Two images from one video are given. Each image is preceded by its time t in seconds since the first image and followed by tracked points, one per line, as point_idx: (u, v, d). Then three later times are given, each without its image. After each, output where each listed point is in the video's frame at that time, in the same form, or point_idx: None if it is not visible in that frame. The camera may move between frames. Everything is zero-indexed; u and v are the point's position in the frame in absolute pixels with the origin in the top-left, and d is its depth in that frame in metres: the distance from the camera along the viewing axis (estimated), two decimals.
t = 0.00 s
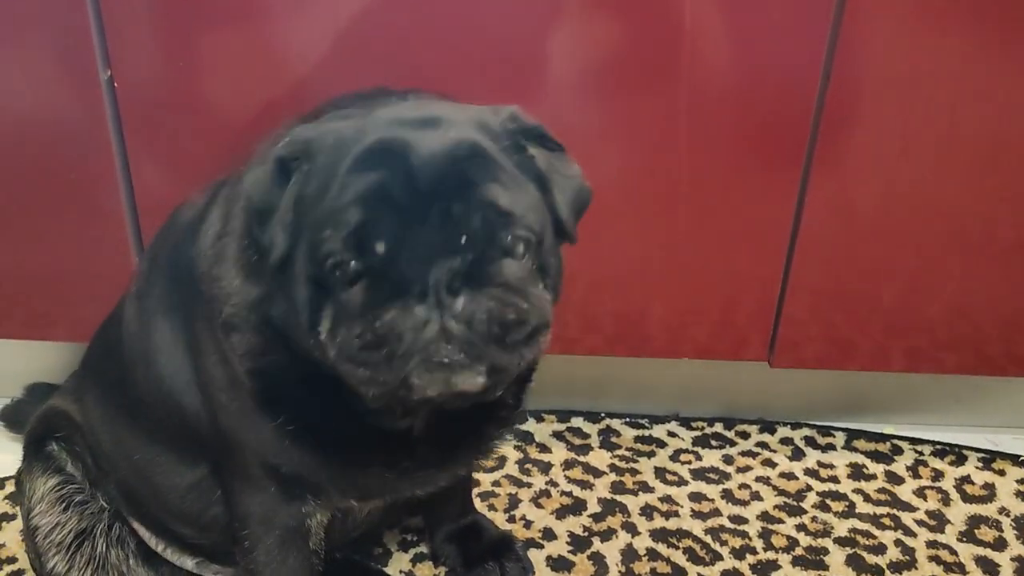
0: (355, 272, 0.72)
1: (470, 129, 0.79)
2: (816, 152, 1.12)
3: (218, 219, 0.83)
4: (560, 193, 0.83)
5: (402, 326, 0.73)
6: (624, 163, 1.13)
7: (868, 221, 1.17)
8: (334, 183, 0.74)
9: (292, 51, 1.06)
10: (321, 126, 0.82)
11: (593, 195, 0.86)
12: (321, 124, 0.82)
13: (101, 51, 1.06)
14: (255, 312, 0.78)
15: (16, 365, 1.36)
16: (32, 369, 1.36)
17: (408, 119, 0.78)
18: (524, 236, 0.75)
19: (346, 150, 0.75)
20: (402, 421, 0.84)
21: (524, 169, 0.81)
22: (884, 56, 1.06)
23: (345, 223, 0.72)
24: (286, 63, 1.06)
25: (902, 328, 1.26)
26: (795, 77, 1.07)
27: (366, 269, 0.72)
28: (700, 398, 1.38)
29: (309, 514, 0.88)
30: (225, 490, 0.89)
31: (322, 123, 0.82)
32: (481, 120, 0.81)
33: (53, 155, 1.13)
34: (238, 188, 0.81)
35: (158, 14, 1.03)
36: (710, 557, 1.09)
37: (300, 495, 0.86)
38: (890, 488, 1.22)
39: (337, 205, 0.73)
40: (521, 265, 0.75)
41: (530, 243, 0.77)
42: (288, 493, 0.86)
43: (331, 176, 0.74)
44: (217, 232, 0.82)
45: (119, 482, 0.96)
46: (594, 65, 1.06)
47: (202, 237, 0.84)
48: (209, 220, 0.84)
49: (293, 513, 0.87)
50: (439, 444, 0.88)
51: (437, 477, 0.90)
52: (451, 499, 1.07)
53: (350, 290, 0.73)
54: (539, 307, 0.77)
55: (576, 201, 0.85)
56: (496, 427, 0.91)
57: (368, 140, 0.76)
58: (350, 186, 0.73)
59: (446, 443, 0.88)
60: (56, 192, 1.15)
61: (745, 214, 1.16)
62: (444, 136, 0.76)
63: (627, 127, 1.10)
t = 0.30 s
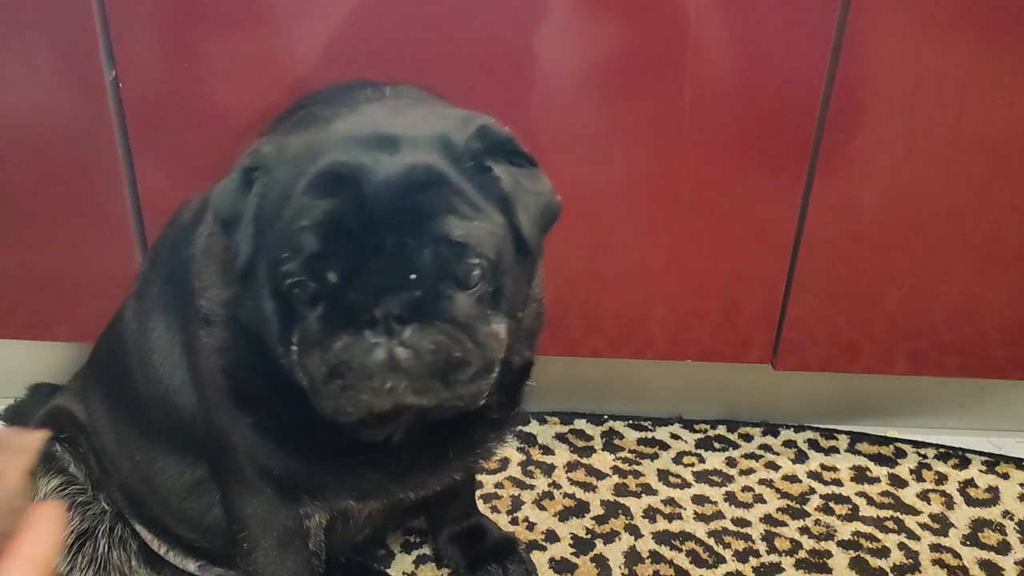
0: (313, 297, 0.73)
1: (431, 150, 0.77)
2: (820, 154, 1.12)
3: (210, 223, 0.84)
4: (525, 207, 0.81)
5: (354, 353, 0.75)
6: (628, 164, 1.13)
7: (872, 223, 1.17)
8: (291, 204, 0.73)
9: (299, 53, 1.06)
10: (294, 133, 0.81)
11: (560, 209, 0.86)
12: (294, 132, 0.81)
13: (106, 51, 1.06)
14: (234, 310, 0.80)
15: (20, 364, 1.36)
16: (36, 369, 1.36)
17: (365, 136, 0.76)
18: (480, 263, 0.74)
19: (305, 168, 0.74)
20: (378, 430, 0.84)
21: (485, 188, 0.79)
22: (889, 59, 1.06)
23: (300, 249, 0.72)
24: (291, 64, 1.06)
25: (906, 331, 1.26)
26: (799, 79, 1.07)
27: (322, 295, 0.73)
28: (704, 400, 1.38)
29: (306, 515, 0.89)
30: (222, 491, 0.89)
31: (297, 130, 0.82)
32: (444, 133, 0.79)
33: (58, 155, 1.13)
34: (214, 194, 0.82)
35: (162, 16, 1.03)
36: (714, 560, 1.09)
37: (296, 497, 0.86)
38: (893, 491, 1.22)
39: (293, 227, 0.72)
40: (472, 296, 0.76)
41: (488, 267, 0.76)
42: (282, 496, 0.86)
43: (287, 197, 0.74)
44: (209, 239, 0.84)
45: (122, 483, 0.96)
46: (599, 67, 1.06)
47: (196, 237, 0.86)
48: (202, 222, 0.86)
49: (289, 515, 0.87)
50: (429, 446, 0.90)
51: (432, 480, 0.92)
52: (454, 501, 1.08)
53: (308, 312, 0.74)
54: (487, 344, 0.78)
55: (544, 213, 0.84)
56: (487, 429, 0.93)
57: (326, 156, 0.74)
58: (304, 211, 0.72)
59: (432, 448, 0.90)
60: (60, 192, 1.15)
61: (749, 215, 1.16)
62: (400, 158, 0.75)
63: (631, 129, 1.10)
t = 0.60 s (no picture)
0: (258, 265, 0.74)
1: (394, 137, 0.77)
2: (825, 155, 1.11)
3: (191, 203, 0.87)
4: (494, 209, 0.79)
5: (294, 323, 0.75)
6: (633, 164, 1.13)
7: (878, 225, 1.16)
8: (249, 173, 0.75)
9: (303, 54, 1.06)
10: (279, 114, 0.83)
11: (535, 216, 0.83)
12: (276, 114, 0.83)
13: (111, 51, 1.06)
14: (207, 293, 0.81)
15: (23, 364, 1.36)
16: (39, 369, 1.36)
17: (333, 117, 0.77)
18: (427, 250, 0.74)
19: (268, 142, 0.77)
20: (336, 421, 0.84)
21: (449, 184, 0.78)
22: (895, 60, 1.05)
23: (250, 216, 0.74)
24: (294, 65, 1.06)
25: (910, 332, 1.25)
26: (803, 80, 1.07)
27: (265, 265, 0.74)
28: (707, 401, 1.37)
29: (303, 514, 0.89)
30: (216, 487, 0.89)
31: (280, 112, 0.84)
32: (416, 125, 0.79)
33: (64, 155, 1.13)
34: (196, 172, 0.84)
35: (167, 16, 1.03)
36: (717, 561, 1.09)
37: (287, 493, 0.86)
38: (897, 492, 1.22)
39: (247, 194, 0.74)
40: (418, 286, 0.74)
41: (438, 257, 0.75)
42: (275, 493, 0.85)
43: (248, 167, 0.76)
44: (190, 216, 0.86)
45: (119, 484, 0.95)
46: (605, 67, 1.06)
47: (183, 218, 0.89)
48: (188, 203, 0.88)
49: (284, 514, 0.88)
50: (412, 446, 0.92)
51: (419, 479, 0.95)
52: (455, 500, 1.07)
53: (252, 282, 0.75)
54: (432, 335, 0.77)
55: (517, 219, 0.81)
56: (477, 429, 0.96)
57: (289, 131, 0.76)
58: (261, 181, 0.74)
59: (417, 450, 0.92)
60: (65, 191, 1.15)
61: (755, 216, 1.16)
62: (358, 141, 0.75)
63: (636, 129, 1.10)
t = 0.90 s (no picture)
0: (213, 219, 0.82)
1: (331, 88, 0.83)
2: (829, 158, 1.11)
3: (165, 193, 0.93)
4: (440, 158, 0.86)
5: (246, 278, 0.78)
6: (636, 166, 1.12)
7: (881, 226, 1.16)
8: (200, 133, 0.83)
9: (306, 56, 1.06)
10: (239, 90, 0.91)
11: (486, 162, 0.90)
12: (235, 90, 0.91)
13: (112, 52, 1.06)
14: (181, 268, 0.88)
15: (25, 365, 1.36)
16: (41, 369, 1.37)
17: (276, 78, 0.86)
18: (368, 189, 0.81)
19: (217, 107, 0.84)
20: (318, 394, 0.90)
21: (392, 132, 0.84)
22: (899, 61, 1.05)
23: (200, 171, 0.81)
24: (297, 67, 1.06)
25: (913, 334, 1.25)
26: (807, 82, 1.06)
27: (217, 216, 0.82)
28: (709, 402, 1.37)
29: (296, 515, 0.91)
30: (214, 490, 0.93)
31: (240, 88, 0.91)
32: (358, 79, 0.86)
33: (66, 156, 1.13)
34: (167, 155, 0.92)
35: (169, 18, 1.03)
36: (720, 563, 1.08)
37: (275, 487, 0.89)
38: (900, 495, 1.21)
39: (198, 153, 0.82)
40: (366, 231, 0.82)
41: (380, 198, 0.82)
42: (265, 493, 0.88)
43: (199, 131, 0.84)
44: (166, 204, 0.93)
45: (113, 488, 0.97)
46: (608, 69, 1.06)
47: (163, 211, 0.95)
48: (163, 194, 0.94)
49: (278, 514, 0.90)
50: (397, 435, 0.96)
51: (412, 468, 0.96)
52: (456, 499, 1.07)
53: (210, 235, 0.83)
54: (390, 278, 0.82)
55: (468, 169, 0.88)
56: (465, 414, 0.98)
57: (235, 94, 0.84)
58: (208, 138, 0.82)
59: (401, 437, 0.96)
60: (67, 193, 1.15)
61: (759, 217, 1.15)
62: (296, 89, 0.83)
63: (639, 131, 1.10)
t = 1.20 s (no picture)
0: (163, 220, 0.86)
1: (269, 78, 0.84)
2: (836, 157, 1.10)
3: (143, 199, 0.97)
4: (392, 142, 0.83)
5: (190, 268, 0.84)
6: (640, 166, 1.11)
7: (889, 226, 1.15)
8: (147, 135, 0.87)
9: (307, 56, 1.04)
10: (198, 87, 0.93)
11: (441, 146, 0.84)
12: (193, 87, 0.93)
13: (112, 51, 1.05)
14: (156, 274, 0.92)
15: (24, 366, 1.35)
16: (40, 370, 1.35)
17: (219, 73, 0.87)
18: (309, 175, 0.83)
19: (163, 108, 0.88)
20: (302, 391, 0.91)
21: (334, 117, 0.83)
22: (908, 60, 1.04)
23: (148, 173, 0.86)
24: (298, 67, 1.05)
25: (921, 336, 1.24)
26: (814, 80, 1.05)
27: (166, 216, 0.86)
28: (715, 404, 1.36)
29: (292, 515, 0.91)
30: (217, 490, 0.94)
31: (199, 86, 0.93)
32: (305, 68, 0.86)
33: (64, 156, 1.11)
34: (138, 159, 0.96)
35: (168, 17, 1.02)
36: (725, 567, 1.07)
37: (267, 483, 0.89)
38: (908, 498, 1.20)
39: (145, 156, 0.86)
40: (308, 213, 0.83)
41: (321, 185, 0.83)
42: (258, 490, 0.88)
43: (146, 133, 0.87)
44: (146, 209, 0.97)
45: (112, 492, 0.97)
46: (611, 68, 1.05)
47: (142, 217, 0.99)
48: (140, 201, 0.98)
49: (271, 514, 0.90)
50: (389, 434, 0.94)
51: (405, 469, 0.94)
52: (458, 504, 1.06)
53: (163, 234, 0.87)
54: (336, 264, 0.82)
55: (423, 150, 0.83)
56: (449, 407, 0.95)
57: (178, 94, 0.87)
58: (152, 139, 0.85)
59: (391, 435, 0.94)
60: (67, 193, 1.14)
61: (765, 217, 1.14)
62: (233, 82, 0.84)
63: (643, 130, 1.09)
